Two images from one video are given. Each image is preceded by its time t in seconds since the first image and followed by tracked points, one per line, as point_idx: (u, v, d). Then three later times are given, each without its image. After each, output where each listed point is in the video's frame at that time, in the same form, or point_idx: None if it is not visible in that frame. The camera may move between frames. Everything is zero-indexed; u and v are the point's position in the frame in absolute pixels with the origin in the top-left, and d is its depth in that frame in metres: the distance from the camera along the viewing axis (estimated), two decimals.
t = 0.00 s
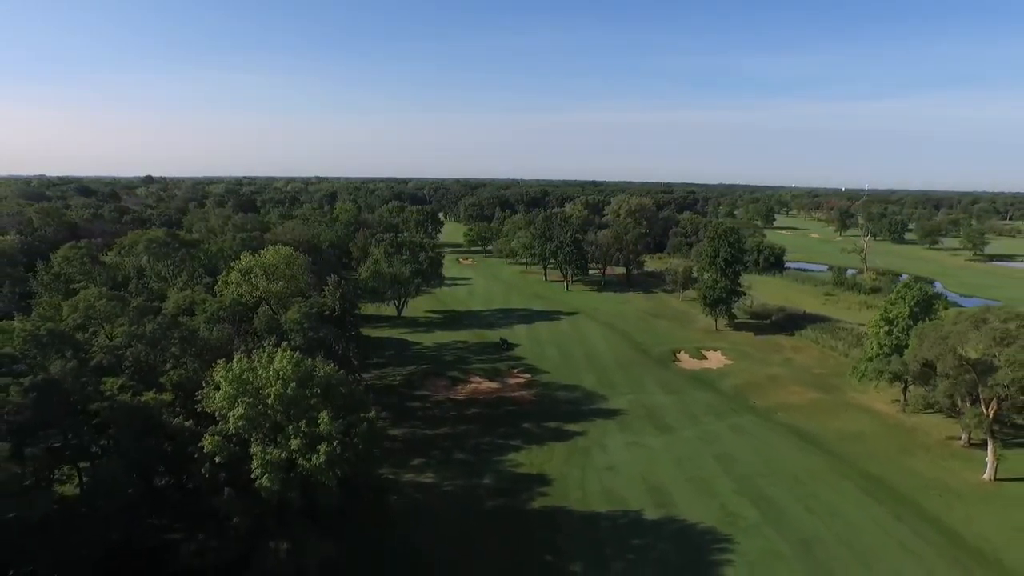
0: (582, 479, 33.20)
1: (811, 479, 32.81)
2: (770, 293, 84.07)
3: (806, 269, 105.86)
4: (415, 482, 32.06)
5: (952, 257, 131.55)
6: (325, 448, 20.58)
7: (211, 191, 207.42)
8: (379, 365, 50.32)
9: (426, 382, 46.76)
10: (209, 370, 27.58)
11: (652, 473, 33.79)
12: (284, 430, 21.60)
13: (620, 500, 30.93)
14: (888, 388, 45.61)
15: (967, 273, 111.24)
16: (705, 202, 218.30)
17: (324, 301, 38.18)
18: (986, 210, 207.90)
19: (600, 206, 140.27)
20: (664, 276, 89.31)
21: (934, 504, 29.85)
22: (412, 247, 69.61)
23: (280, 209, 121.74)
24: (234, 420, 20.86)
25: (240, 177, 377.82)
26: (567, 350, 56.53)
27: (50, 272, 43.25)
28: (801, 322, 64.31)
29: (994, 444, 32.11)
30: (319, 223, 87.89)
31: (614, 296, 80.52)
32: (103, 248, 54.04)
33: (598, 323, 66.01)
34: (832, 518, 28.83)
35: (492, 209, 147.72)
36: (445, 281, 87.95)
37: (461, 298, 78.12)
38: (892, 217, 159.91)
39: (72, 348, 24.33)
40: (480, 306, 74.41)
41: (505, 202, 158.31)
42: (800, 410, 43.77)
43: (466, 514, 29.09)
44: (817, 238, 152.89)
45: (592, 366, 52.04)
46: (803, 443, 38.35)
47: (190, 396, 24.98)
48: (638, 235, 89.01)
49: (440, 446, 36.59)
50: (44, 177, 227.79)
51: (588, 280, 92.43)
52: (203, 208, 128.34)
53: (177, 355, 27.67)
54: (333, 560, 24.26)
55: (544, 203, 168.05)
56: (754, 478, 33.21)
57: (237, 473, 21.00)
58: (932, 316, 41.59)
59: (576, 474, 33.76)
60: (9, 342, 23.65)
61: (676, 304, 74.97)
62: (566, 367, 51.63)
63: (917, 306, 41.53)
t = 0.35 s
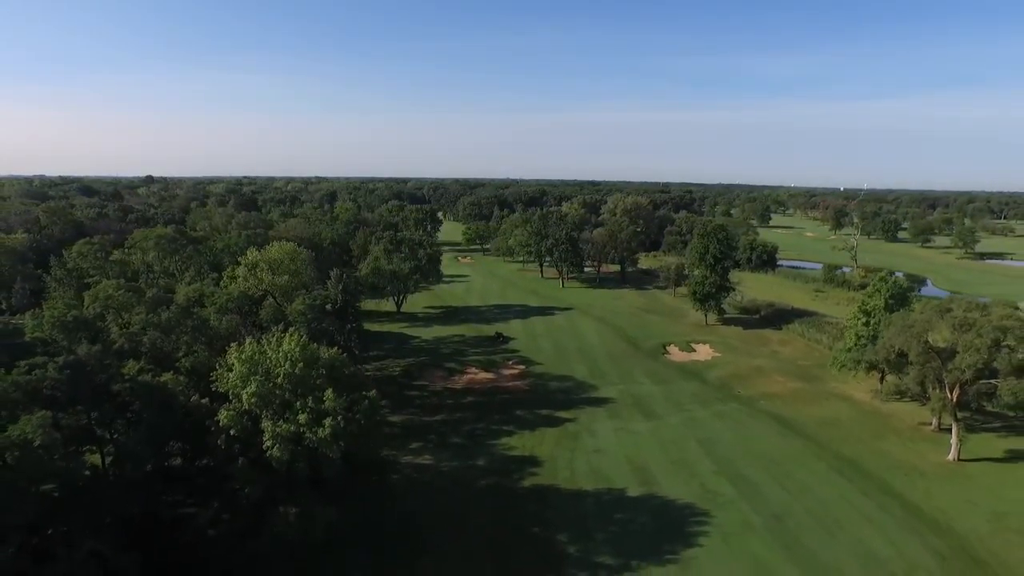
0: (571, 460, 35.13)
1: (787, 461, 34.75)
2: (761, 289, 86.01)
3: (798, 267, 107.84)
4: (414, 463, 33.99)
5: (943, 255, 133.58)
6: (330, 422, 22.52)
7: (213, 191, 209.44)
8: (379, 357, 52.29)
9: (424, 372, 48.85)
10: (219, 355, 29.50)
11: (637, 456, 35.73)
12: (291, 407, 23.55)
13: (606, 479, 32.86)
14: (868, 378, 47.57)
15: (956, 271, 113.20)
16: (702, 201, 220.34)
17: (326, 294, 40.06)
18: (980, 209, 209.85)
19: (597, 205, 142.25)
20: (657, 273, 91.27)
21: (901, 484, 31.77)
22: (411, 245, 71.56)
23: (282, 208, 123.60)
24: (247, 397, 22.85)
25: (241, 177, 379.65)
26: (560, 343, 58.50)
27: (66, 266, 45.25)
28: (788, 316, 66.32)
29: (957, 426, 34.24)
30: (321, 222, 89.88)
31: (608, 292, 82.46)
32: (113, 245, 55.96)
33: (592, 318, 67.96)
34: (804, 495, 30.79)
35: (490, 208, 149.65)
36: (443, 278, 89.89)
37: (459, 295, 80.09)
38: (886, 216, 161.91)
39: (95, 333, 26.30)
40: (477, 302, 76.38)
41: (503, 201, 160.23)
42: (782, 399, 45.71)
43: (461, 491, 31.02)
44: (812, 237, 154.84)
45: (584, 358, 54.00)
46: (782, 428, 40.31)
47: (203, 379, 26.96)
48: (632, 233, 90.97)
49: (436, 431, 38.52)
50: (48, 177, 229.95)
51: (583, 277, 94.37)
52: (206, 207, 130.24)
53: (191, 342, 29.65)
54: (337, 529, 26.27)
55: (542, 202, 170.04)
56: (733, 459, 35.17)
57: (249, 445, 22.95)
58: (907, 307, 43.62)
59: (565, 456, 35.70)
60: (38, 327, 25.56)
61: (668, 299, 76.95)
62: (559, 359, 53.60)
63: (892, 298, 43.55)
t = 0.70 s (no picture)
0: (560, 443, 37.10)
1: (765, 444, 36.79)
2: (752, 286, 88.10)
3: (790, 265, 109.95)
4: (411, 445, 36.05)
5: (935, 254, 135.56)
6: (334, 398, 24.57)
7: (214, 191, 211.40)
8: (379, 349, 54.35)
9: (422, 363, 50.97)
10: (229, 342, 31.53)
11: (623, 439, 37.75)
12: (298, 386, 25.59)
13: (592, 459, 34.88)
14: (848, 368, 49.56)
15: (946, 270, 115.11)
16: (699, 201, 222.47)
17: (328, 286, 42.04)
18: (975, 209, 211.75)
19: (594, 204, 144.36)
20: (651, 270, 93.34)
21: (870, 464, 33.82)
22: (410, 242, 73.55)
23: (283, 207, 125.65)
24: (258, 375, 24.90)
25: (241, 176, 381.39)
26: (554, 336, 60.57)
27: (80, 261, 47.34)
28: (776, 311, 68.39)
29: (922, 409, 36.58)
30: (322, 220, 91.88)
31: (603, 289, 84.51)
32: (122, 242, 57.99)
33: (585, 313, 70.02)
34: (777, 474, 32.81)
35: (489, 208, 151.70)
36: (442, 276, 91.96)
37: (456, 291, 82.16)
38: (879, 215, 164.13)
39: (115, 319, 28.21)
40: (474, 298, 78.45)
41: (501, 201, 162.23)
42: (765, 388, 47.76)
43: (456, 470, 33.04)
44: (807, 236, 156.88)
45: (577, 351, 56.05)
46: (763, 414, 42.30)
47: (215, 363, 28.97)
48: (626, 231, 93.10)
49: (433, 417, 40.56)
50: (50, 178, 231.86)
51: (579, 275, 96.44)
52: (208, 206, 132.05)
53: (202, 328, 31.59)
54: (339, 500, 28.32)
55: (540, 202, 172.09)
56: (714, 442, 37.19)
57: (259, 420, 24.94)
58: (882, 300, 45.75)
59: (555, 439, 37.72)
60: (63, 314, 27.55)
61: (660, 296, 79.03)
62: (552, 351, 55.66)
63: (868, 291, 45.64)
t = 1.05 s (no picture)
0: (551, 428, 39.15)
1: (745, 428, 38.87)
2: (744, 282, 90.21)
3: (783, 263, 112.12)
4: (410, 428, 38.14)
5: (926, 252, 137.55)
6: (339, 378, 26.74)
7: (215, 190, 213.35)
8: (379, 341, 56.46)
9: (421, 354, 53.07)
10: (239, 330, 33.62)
11: (610, 424, 39.81)
12: (306, 367, 27.76)
13: (581, 441, 36.94)
14: (829, 359, 51.72)
15: (935, 267, 117.18)
16: (695, 201, 224.66)
17: (331, 280, 44.11)
18: (969, 208, 213.73)
19: (591, 203, 146.49)
20: (645, 268, 95.46)
21: (843, 446, 35.90)
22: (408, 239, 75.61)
23: (284, 206, 127.41)
24: (269, 356, 27.06)
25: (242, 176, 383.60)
26: (548, 330, 62.67)
27: (92, 257, 49.35)
28: (764, 306, 70.52)
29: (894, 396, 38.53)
30: (323, 219, 93.95)
31: (597, 286, 86.62)
32: (130, 239, 60.03)
33: (579, 308, 72.12)
34: (755, 454, 34.91)
35: (487, 207, 153.78)
36: (440, 273, 94.07)
37: (454, 288, 84.29)
38: (872, 214, 166.37)
39: (134, 308, 30.29)
40: (471, 294, 80.56)
41: (499, 200, 164.02)
42: (749, 377, 49.88)
43: (452, 450, 35.09)
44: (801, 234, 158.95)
45: (570, 343, 58.16)
46: (745, 402, 44.35)
47: (227, 349, 31.06)
48: (620, 229, 95.19)
49: (431, 404, 42.63)
50: (53, 177, 233.04)
51: (574, 272, 98.56)
52: (210, 205, 133.90)
53: (213, 318, 33.66)
54: (344, 475, 30.41)
55: (538, 201, 174.16)
56: (697, 427, 39.27)
57: (270, 398, 27.06)
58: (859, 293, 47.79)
59: (547, 424, 39.78)
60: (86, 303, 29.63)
61: (653, 292, 81.14)
62: (546, 344, 57.75)
63: (847, 285, 47.67)
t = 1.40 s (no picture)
0: (544, 415, 41.20)
1: (728, 415, 40.95)
2: (736, 279, 92.31)
3: (775, 261, 114.25)
4: (410, 414, 40.21)
5: (918, 251, 139.59)
6: (344, 361, 29.02)
7: (216, 189, 215.02)
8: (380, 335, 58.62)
9: (420, 347, 55.18)
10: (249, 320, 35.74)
11: (600, 411, 41.92)
12: (313, 352, 30.02)
13: (572, 426, 39.04)
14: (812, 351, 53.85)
15: (925, 265, 119.33)
16: (692, 200, 226.69)
17: (335, 274, 46.28)
18: (963, 208, 215.71)
19: (588, 203, 148.46)
20: (640, 265, 97.51)
21: (819, 430, 38.01)
22: (408, 237, 77.74)
23: (286, 205, 129.43)
24: (279, 342, 29.33)
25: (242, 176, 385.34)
26: (544, 324, 64.78)
27: (104, 253, 51.40)
28: (754, 302, 72.64)
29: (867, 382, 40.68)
30: (324, 218, 95.98)
31: (592, 283, 88.71)
32: (139, 236, 62.07)
33: (574, 304, 74.24)
34: (734, 437, 37.05)
35: (486, 207, 155.82)
36: (439, 270, 96.16)
37: (453, 285, 86.39)
38: (866, 214, 168.47)
39: (152, 298, 32.42)
40: (469, 291, 82.64)
41: (498, 199, 165.98)
42: (735, 368, 52.01)
43: (449, 433, 37.13)
44: (796, 233, 160.86)
45: (564, 337, 60.29)
46: (730, 391, 46.39)
47: (238, 337, 33.18)
48: (616, 228, 97.23)
49: (430, 392, 44.75)
50: (54, 177, 233.86)
51: (570, 270, 100.65)
52: (212, 204, 135.72)
53: (224, 308, 35.76)
54: (347, 454, 32.47)
55: (536, 200, 176.06)
56: (682, 413, 41.39)
57: (280, 380, 29.29)
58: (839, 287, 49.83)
59: (540, 411, 41.90)
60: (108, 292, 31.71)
61: (647, 289, 83.21)
62: (541, 337, 59.88)
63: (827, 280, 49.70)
